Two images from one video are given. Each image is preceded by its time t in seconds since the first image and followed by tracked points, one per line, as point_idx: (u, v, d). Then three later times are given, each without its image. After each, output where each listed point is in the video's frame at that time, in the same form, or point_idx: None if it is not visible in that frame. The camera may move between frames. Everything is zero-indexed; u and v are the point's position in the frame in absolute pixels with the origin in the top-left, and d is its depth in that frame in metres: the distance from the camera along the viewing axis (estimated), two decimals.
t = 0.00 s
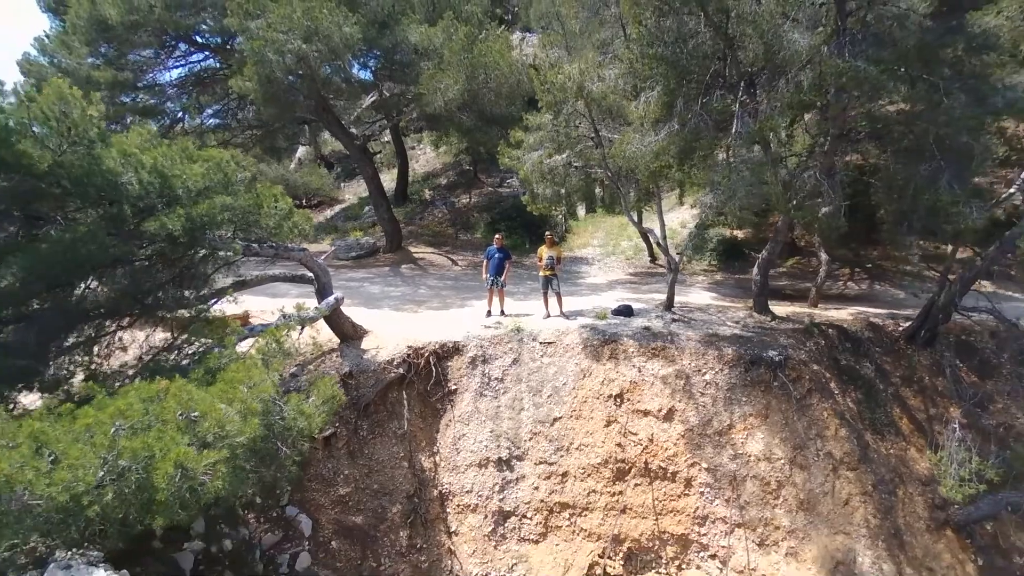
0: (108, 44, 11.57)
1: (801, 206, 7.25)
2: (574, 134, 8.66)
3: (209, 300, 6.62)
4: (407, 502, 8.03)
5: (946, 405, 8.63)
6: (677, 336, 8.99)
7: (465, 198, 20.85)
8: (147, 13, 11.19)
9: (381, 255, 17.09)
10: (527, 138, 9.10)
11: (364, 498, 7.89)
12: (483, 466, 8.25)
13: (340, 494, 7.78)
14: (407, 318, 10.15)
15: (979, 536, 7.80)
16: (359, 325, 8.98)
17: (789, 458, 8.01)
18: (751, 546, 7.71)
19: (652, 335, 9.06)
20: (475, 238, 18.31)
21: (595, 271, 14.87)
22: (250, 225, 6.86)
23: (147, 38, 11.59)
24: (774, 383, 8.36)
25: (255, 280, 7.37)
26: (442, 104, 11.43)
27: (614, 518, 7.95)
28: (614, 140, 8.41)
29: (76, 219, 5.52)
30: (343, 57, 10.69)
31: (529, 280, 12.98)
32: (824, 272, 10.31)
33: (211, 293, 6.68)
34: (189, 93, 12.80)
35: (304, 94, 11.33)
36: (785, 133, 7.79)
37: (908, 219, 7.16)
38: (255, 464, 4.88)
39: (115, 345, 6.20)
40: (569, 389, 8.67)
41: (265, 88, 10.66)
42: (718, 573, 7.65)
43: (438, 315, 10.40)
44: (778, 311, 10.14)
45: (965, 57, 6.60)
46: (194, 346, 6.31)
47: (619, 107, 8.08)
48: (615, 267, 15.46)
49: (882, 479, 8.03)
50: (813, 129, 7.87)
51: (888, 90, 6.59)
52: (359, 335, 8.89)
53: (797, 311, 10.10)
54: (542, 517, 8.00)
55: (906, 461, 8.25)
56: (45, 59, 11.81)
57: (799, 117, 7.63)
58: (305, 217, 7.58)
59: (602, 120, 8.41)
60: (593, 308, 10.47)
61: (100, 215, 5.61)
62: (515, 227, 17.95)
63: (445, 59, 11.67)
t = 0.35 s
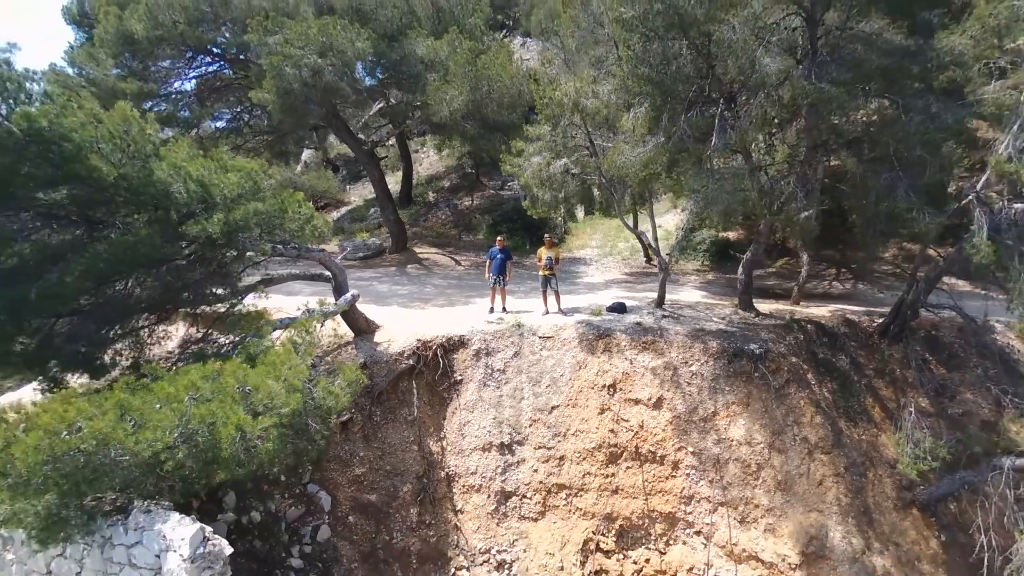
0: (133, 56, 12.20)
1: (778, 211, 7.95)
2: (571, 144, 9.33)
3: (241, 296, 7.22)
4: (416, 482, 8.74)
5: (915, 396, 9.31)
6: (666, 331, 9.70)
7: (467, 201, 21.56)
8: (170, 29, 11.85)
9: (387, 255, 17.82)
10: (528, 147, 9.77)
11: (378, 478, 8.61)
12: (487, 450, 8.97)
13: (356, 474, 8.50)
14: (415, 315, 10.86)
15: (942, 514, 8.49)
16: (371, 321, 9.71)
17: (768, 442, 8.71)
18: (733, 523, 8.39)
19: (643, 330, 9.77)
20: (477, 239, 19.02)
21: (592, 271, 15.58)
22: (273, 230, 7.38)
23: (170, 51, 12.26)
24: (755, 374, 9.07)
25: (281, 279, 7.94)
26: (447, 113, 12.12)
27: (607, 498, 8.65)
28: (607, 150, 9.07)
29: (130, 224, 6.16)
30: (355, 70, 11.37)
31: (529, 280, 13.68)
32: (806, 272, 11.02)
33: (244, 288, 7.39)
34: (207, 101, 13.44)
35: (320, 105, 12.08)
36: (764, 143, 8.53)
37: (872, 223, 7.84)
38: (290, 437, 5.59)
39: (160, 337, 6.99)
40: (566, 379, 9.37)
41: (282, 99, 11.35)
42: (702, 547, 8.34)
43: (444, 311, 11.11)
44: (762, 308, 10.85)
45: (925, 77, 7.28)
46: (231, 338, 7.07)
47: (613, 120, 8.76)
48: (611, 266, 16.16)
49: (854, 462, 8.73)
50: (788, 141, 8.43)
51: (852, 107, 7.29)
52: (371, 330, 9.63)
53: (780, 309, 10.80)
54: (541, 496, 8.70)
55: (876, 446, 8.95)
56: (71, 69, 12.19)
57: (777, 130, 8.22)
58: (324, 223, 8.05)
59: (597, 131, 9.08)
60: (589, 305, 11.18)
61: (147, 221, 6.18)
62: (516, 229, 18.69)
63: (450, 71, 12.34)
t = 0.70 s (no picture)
0: (154, 69, 12.73)
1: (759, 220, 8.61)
2: (570, 156, 9.98)
3: (269, 296, 7.88)
4: (425, 471, 9.41)
5: (891, 392, 9.95)
6: (659, 330, 10.35)
7: (470, 205, 22.22)
8: (191, 45, 12.45)
9: (393, 258, 18.50)
10: (530, 158, 10.39)
11: (390, 466, 9.29)
12: (491, 441, 9.65)
13: (370, 463, 9.15)
14: (423, 315, 11.51)
15: (913, 500, 9.14)
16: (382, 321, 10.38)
17: (753, 434, 9.35)
18: (719, 510, 9.04)
19: (637, 329, 10.41)
20: (480, 242, 19.68)
21: (590, 273, 16.24)
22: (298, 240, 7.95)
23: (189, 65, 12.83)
24: (741, 371, 9.70)
25: (303, 280, 8.63)
26: (453, 125, 12.70)
27: (602, 486, 9.30)
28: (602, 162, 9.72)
29: (172, 235, 6.84)
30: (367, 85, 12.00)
31: (530, 282, 14.34)
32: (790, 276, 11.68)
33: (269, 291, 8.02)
34: (224, 112, 14.06)
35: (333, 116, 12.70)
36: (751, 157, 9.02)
37: (846, 232, 8.50)
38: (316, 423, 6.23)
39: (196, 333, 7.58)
40: (564, 375, 10.01)
41: (297, 112, 11.99)
42: (690, 531, 9.02)
43: (450, 313, 11.76)
44: (749, 310, 11.50)
45: (895, 98, 7.90)
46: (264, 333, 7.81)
47: (609, 135, 9.37)
48: (609, 268, 16.81)
49: (832, 453, 9.39)
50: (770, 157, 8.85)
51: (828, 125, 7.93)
52: (382, 330, 10.29)
53: (766, 310, 11.45)
54: (541, 485, 9.37)
55: (854, 438, 9.59)
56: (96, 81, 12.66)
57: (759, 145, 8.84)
58: (342, 231, 8.54)
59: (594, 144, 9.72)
60: (586, 306, 11.83)
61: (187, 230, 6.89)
62: (517, 232, 19.34)
63: (455, 85, 12.93)
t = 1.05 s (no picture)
0: (176, 84, 13.45)
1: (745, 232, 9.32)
2: (569, 170, 10.71)
3: (294, 300, 8.62)
4: (434, 462, 10.20)
5: (868, 390, 10.68)
6: (652, 332, 11.09)
7: (473, 210, 22.97)
8: (212, 62, 13.16)
9: (399, 262, 19.25)
10: (531, 172, 11.12)
11: (402, 457, 10.07)
12: (496, 435, 10.42)
13: (384, 454, 9.99)
14: (432, 318, 12.25)
15: (886, 490, 9.89)
16: (393, 323, 11.13)
17: (738, 429, 10.07)
18: (707, 499, 9.76)
19: (631, 331, 11.16)
20: (483, 247, 20.43)
21: (589, 277, 16.99)
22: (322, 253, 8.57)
23: (210, 82, 13.55)
24: (728, 370, 10.43)
25: (323, 285, 9.42)
26: (459, 139, 13.41)
27: (598, 477, 10.03)
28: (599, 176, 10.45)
29: (213, 248, 7.55)
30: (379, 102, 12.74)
31: (531, 286, 15.08)
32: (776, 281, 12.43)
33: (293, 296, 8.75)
34: (242, 124, 14.79)
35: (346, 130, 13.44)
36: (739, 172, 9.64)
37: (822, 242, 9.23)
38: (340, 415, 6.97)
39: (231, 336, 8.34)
40: (563, 374, 10.76)
41: (313, 127, 12.72)
42: (680, 518, 9.75)
43: (456, 315, 12.50)
44: (737, 313, 12.25)
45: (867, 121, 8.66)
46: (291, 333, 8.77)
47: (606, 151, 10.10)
48: (607, 272, 17.56)
49: (811, 446, 10.13)
50: (756, 172, 9.48)
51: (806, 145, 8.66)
52: (393, 331, 11.05)
53: (753, 314, 12.19)
54: (542, 475, 10.12)
55: (832, 433, 10.34)
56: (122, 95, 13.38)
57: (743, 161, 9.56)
58: (359, 241, 9.26)
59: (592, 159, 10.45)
60: (584, 310, 12.59)
61: (227, 242, 7.61)
62: (519, 238, 20.08)
63: (461, 100, 13.65)
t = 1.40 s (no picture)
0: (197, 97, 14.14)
1: (734, 240, 10.01)
2: (570, 181, 11.39)
3: (315, 304, 9.29)
4: (444, 455, 10.93)
5: (851, 388, 11.35)
6: (648, 333, 11.79)
7: (477, 214, 23.67)
8: (232, 77, 13.86)
9: (406, 264, 19.96)
10: (535, 182, 11.79)
11: (414, 450, 10.81)
12: (502, 430, 11.12)
13: (397, 447, 10.74)
14: (441, 320, 12.96)
15: (866, 481, 10.57)
16: (405, 325, 11.85)
17: (729, 424, 10.73)
18: (699, 489, 10.42)
19: (629, 332, 11.86)
20: (487, 250, 21.13)
21: (589, 280, 17.69)
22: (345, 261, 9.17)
23: (228, 95, 14.23)
24: (720, 369, 11.12)
25: (343, 289, 10.07)
26: (466, 150, 14.13)
27: (597, 469, 10.71)
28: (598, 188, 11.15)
29: (246, 258, 8.19)
30: (390, 115, 13.41)
31: (534, 288, 15.77)
32: (767, 285, 13.11)
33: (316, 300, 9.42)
34: (259, 135, 15.51)
35: (358, 141, 14.12)
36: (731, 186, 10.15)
37: (806, 249, 9.92)
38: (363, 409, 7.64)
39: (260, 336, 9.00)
40: (565, 372, 11.46)
41: (328, 139, 13.41)
42: (674, 508, 10.41)
43: (463, 317, 13.21)
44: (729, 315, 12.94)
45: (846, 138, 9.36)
46: (313, 334, 9.43)
47: (605, 164, 10.77)
48: (607, 274, 18.25)
49: (797, 440, 10.81)
50: (745, 184, 10.14)
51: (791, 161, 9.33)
52: (405, 332, 11.77)
53: (745, 316, 12.88)
54: (545, 467, 10.82)
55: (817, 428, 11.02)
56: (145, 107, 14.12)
57: (733, 174, 10.23)
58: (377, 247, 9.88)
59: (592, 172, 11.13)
60: (585, 312, 13.28)
61: (260, 254, 8.27)
62: (522, 241, 20.77)
63: (468, 112, 14.33)
